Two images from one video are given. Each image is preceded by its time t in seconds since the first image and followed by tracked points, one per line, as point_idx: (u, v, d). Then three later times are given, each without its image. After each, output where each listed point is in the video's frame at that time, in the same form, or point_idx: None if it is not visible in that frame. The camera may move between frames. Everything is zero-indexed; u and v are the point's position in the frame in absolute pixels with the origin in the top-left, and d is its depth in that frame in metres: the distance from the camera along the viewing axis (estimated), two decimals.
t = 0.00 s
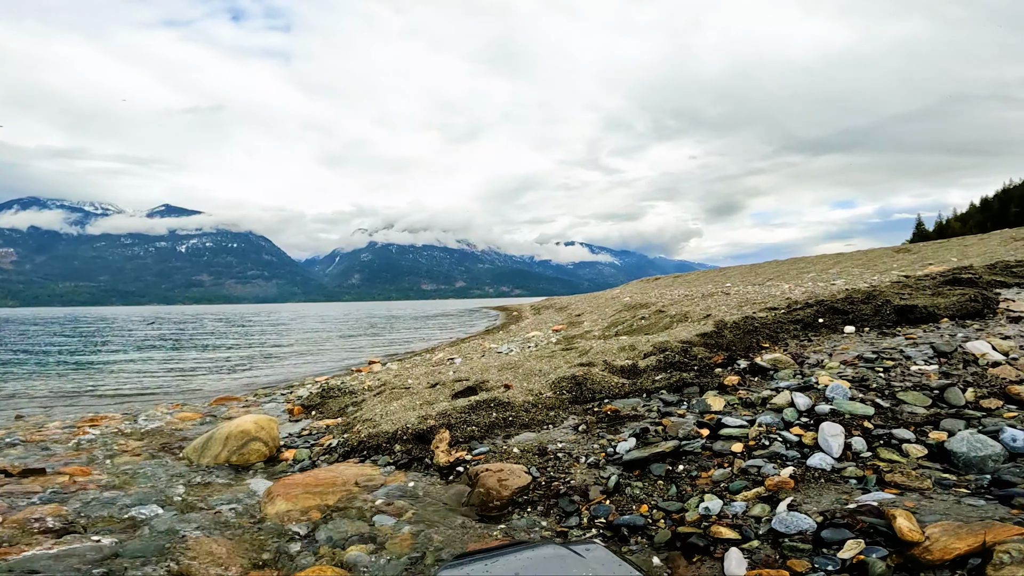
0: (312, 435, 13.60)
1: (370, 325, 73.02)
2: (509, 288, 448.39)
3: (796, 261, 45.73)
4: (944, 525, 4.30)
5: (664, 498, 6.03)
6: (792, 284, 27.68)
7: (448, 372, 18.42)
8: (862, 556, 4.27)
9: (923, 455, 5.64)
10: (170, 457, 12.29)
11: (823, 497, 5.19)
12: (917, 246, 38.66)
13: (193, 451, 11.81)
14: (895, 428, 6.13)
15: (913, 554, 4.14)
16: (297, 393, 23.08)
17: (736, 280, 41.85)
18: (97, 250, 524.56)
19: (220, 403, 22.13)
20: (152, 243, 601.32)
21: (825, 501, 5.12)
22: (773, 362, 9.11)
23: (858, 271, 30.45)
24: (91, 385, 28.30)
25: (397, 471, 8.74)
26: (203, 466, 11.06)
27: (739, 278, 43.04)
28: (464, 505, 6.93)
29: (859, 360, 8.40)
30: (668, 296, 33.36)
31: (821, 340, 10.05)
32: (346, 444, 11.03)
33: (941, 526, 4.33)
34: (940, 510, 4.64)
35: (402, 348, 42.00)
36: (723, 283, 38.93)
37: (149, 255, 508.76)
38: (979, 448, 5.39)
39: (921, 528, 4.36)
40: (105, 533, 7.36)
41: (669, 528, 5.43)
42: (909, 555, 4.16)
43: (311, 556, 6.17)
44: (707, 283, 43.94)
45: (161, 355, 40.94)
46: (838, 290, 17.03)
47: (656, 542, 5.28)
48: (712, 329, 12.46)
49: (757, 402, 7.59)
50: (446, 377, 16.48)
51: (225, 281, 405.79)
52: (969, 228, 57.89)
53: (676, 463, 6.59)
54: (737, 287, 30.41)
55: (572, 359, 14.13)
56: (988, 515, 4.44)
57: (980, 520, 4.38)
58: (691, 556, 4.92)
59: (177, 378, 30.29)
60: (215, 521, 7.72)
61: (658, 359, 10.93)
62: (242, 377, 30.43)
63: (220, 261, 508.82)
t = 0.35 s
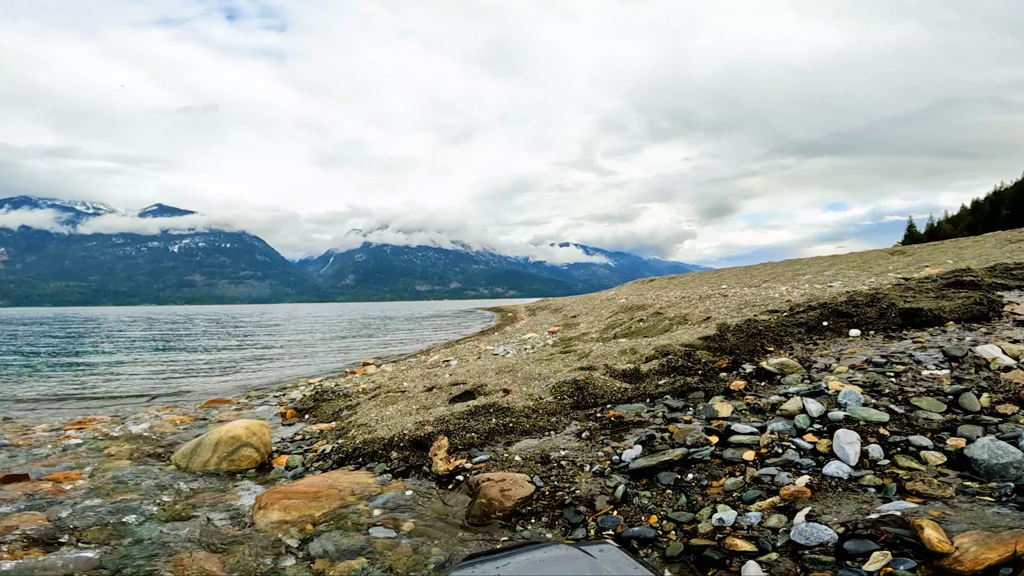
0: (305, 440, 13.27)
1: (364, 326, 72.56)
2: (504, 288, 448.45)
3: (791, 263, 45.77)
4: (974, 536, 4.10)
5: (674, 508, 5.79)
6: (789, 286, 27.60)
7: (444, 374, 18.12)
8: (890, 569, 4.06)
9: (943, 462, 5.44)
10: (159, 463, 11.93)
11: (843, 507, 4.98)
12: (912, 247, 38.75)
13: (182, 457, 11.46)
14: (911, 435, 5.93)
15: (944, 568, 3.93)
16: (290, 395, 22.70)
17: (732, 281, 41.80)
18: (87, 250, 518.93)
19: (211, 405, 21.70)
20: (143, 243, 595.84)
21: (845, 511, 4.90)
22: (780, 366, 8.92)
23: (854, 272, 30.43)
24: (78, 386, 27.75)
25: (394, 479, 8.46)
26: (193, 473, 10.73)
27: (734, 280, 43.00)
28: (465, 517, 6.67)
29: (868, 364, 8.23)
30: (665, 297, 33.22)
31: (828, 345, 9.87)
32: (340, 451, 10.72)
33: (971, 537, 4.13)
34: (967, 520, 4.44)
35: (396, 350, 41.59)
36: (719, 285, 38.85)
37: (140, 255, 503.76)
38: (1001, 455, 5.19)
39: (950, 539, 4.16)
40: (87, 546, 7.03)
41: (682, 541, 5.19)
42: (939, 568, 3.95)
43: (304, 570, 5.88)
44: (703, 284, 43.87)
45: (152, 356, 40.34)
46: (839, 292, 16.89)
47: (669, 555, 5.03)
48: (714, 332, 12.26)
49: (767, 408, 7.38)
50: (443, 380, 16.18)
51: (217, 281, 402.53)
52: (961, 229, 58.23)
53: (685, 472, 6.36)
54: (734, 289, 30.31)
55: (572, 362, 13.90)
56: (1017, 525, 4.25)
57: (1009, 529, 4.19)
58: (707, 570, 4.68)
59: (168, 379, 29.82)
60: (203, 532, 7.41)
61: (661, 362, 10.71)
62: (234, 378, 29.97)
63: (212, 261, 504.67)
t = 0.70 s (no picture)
0: (297, 446, 12.94)
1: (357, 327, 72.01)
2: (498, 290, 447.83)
3: (785, 266, 45.88)
4: (1003, 549, 3.89)
5: (683, 520, 5.56)
6: (784, 288, 27.56)
7: (439, 378, 17.82)
8: None
9: (960, 470, 5.25)
10: (147, 470, 11.57)
11: (861, 519, 4.76)
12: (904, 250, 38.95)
13: (169, 464, 11.10)
14: (926, 442, 5.74)
15: None
16: (282, 398, 22.30)
17: (727, 283, 41.82)
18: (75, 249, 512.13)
19: (201, 408, 21.27)
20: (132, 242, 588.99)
21: (864, 523, 4.69)
22: (784, 371, 8.76)
23: (849, 275, 30.46)
24: (65, 388, 27.20)
25: (390, 488, 8.20)
26: (180, 481, 10.39)
27: (729, 282, 43.03)
28: (464, 529, 6.42)
29: (875, 370, 8.06)
30: (660, 299, 33.09)
31: (832, 350, 9.71)
32: (334, 458, 10.41)
33: (1001, 549, 3.92)
34: (992, 530, 4.24)
35: (390, 352, 41.18)
36: (714, 287, 38.82)
37: (130, 254, 497.91)
38: (1020, 462, 5.01)
39: (977, 551, 3.95)
40: (69, 560, 6.72)
41: (693, 555, 4.95)
42: None
43: None
44: (698, 286, 43.86)
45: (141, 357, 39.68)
46: (836, 296, 16.79)
47: (680, 569, 4.80)
48: (715, 335, 12.09)
49: (774, 415, 7.18)
50: (438, 384, 15.89)
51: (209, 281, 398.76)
52: (950, 232, 58.78)
53: (693, 482, 6.13)
54: (729, 291, 30.26)
55: (570, 366, 13.67)
56: None
57: None
58: None
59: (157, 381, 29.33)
60: (190, 544, 7.11)
61: (662, 367, 10.52)
62: (225, 380, 29.54)
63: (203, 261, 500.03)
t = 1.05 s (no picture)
0: (287, 451, 12.60)
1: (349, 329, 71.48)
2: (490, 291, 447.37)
3: (776, 267, 46.13)
4: None
5: (688, 528, 5.36)
6: (778, 290, 27.59)
7: (433, 381, 17.54)
8: None
9: (971, 474, 5.10)
10: (130, 476, 11.19)
11: (874, 527, 4.59)
12: (893, 252, 39.31)
13: (152, 471, 10.73)
14: (935, 447, 5.60)
15: None
16: (271, 401, 21.88)
17: (719, 285, 41.94)
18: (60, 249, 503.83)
19: (188, 412, 20.79)
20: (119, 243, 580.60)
21: (877, 531, 4.52)
22: (785, 375, 8.63)
23: (840, 277, 30.63)
24: (48, 391, 26.57)
25: (383, 497, 7.93)
26: (164, 488, 10.03)
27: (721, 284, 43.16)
28: (461, 540, 6.18)
29: (878, 373, 7.94)
30: (654, 301, 33.05)
31: (832, 353, 9.60)
32: (324, 464, 10.11)
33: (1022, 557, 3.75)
34: (1011, 537, 4.08)
35: (382, 354, 40.75)
36: (706, 289, 38.91)
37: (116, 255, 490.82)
38: None
39: (997, 559, 3.79)
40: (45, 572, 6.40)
41: (701, 565, 4.75)
42: None
43: None
44: (690, 288, 43.94)
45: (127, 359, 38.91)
46: (831, 298, 16.76)
47: None
48: (712, 338, 11.97)
49: (778, 420, 7.02)
50: (432, 387, 15.61)
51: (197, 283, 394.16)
52: (937, 234, 59.56)
53: (697, 489, 5.94)
54: (722, 293, 30.31)
55: (566, 369, 13.46)
56: None
57: None
58: None
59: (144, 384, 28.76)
60: (174, 555, 6.80)
61: (660, 371, 10.34)
62: (214, 383, 29.03)
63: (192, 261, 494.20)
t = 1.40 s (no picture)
0: (274, 456, 12.23)
1: (337, 331, 70.69)
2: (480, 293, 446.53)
3: (765, 269, 46.44)
4: None
5: (692, 537, 5.16)
6: (768, 291, 27.67)
7: (424, 383, 17.24)
8: None
9: (980, 478, 4.97)
10: (110, 482, 10.77)
11: (885, 533, 4.44)
12: (879, 254, 39.77)
13: (131, 477, 10.31)
14: (942, 451, 5.46)
15: None
16: (258, 404, 21.39)
17: (709, 287, 42.08)
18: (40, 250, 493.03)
19: (172, 415, 20.25)
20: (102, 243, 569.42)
21: (890, 537, 4.36)
22: (784, 377, 8.52)
23: (829, 278, 30.85)
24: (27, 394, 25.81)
25: (374, 505, 7.64)
26: (144, 496, 9.61)
27: (711, 285, 43.32)
28: (456, 551, 5.93)
29: (877, 375, 7.85)
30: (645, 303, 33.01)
31: (829, 355, 9.51)
32: (312, 470, 9.78)
33: None
34: None
35: (371, 356, 40.22)
36: (697, 290, 38.99)
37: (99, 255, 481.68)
38: None
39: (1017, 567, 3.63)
40: None
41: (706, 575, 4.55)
42: None
43: None
44: (680, 290, 44.05)
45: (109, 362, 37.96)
46: (823, 299, 16.76)
47: None
48: (707, 339, 11.83)
49: (780, 424, 6.86)
50: (423, 390, 15.30)
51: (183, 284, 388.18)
52: (920, 236, 60.50)
53: (699, 495, 5.75)
54: (713, 295, 30.35)
55: (559, 372, 13.27)
56: None
57: None
58: None
59: (126, 386, 28.02)
60: (153, 567, 6.48)
61: (656, 373, 10.17)
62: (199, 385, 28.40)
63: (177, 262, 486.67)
